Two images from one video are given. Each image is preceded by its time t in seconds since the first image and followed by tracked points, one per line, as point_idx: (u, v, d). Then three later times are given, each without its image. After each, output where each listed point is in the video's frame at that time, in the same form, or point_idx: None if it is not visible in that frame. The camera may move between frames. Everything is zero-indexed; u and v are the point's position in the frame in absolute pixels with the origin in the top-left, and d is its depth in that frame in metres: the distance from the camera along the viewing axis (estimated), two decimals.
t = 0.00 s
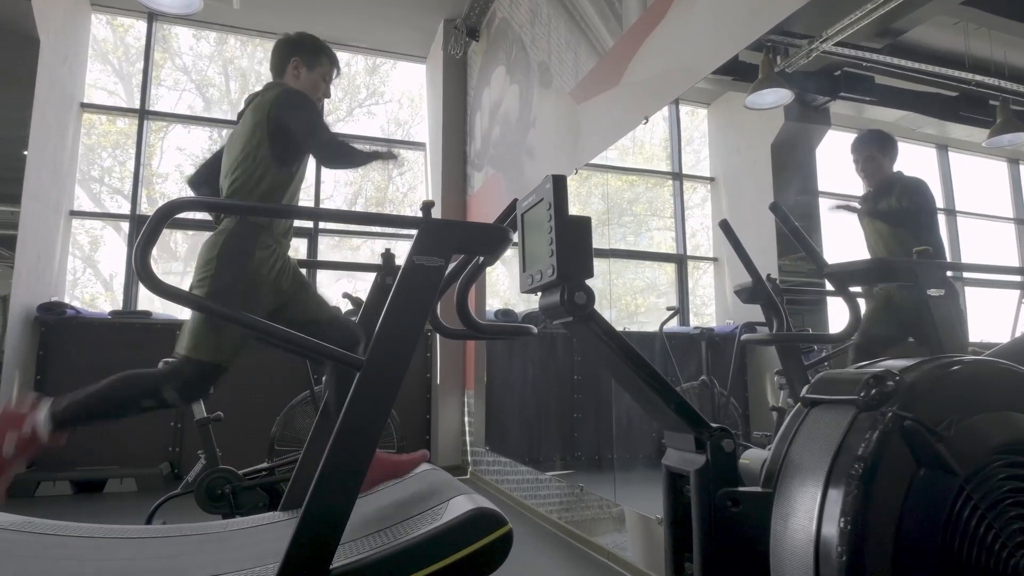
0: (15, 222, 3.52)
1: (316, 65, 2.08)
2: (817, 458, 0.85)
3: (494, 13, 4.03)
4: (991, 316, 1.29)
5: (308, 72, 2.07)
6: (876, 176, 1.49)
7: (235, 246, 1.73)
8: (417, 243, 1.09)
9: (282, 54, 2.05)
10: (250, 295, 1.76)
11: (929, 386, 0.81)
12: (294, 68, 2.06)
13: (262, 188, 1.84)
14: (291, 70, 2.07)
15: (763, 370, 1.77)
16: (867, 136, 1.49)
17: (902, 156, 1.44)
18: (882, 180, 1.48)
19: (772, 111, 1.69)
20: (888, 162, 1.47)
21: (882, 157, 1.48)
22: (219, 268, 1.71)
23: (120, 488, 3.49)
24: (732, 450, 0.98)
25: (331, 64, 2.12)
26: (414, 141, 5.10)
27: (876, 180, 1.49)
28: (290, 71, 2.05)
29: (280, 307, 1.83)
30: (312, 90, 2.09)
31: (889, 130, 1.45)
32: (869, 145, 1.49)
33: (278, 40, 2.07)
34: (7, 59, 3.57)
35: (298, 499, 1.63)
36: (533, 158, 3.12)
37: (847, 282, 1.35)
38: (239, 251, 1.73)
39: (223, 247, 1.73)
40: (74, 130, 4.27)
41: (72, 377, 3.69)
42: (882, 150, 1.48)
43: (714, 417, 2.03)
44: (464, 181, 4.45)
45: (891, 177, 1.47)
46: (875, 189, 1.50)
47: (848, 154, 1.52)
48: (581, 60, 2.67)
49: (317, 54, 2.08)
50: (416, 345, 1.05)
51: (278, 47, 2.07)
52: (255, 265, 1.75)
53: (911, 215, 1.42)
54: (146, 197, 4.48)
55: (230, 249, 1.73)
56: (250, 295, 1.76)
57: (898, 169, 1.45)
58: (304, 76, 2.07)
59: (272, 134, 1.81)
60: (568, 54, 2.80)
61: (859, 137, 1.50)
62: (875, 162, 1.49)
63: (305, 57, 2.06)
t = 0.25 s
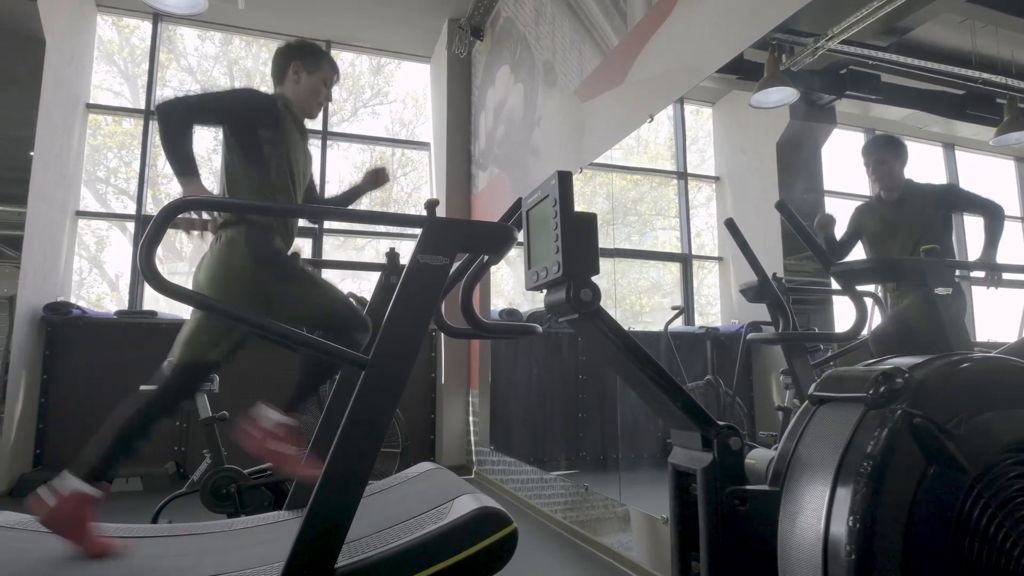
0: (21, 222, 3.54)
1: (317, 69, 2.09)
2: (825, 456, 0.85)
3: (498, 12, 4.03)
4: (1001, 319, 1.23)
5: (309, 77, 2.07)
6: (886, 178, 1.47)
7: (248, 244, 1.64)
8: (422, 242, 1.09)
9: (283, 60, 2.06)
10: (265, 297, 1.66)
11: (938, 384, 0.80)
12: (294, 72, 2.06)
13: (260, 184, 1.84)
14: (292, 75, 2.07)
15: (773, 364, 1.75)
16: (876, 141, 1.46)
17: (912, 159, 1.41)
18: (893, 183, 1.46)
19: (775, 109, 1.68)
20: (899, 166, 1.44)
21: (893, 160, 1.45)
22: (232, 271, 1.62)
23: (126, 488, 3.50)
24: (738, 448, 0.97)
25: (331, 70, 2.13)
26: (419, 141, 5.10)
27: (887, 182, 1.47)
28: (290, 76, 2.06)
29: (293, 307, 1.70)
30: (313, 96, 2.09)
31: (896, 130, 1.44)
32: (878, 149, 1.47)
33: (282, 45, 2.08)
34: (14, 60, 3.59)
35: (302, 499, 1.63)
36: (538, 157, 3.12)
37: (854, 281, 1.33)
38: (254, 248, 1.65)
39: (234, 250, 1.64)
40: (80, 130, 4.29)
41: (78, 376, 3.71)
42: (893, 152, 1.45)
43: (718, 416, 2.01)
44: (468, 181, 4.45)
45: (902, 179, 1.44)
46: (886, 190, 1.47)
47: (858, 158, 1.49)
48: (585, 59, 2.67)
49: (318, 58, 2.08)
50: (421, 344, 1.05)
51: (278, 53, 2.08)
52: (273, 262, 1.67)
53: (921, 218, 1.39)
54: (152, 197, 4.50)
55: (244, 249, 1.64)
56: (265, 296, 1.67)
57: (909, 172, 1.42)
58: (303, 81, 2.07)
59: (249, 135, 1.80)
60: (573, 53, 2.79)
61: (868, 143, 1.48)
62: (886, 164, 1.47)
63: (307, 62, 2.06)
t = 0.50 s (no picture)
0: (29, 223, 3.57)
1: (319, 78, 2.10)
2: (822, 454, 0.85)
3: (502, 13, 4.04)
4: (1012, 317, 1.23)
5: (310, 86, 2.09)
6: (898, 186, 1.46)
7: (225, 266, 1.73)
8: (426, 243, 1.10)
9: (284, 70, 2.07)
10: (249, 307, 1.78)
11: (934, 383, 0.81)
12: (296, 82, 2.08)
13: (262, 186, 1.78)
14: (294, 86, 2.09)
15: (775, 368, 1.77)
16: (889, 148, 1.46)
17: (925, 168, 1.40)
18: (904, 191, 1.45)
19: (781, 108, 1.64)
20: (910, 173, 1.43)
21: (905, 167, 1.44)
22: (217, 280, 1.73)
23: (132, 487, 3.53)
24: (737, 447, 0.98)
25: (332, 78, 2.14)
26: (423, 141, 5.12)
27: (899, 190, 1.46)
28: (293, 86, 2.07)
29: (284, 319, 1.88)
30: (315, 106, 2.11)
31: (902, 130, 1.44)
32: (891, 155, 1.46)
33: (283, 53, 2.09)
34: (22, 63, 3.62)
35: (307, 499, 1.64)
36: (541, 158, 3.13)
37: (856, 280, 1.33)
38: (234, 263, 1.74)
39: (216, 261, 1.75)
40: (87, 132, 4.32)
41: (83, 376, 3.73)
42: (906, 160, 1.43)
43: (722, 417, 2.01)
44: (472, 182, 4.46)
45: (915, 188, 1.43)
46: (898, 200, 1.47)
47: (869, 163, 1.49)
48: (589, 59, 2.68)
49: (319, 67, 2.10)
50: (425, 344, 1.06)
51: (279, 62, 2.09)
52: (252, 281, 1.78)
53: (926, 221, 1.39)
54: (158, 198, 4.53)
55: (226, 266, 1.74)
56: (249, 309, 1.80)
57: (923, 181, 1.41)
58: (306, 91, 2.09)
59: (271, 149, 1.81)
60: (576, 54, 2.80)
61: (881, 149, 1.47)
62: (897, 171, 1.46)
63: (308, 71, 2.07)
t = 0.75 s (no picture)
0: (35, 225, 3.60)
1: (324, 84, 2.15)
2: (808, 453, 0.86)
3: (504, 15, 4.05)
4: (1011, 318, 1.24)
5: (317, 92, 2.13)
6: (884, 186, 1.49)
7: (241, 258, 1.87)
8: (427, 245, 1.11)
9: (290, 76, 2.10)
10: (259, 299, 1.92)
11: (918, 383, 0.82)
12: (302, 89, 2.11)
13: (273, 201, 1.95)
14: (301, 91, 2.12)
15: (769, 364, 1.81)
16: (872, 148, 1.49)
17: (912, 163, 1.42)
18: (891, 189, 1.48)
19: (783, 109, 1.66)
20: (897, 171, 1.46)
21: (891, 166, 1.47)
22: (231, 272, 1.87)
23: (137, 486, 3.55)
24: (727, 446, 0.98)
25: (338, 83, 2.18)
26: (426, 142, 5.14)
27: (885, 189, 1.49)
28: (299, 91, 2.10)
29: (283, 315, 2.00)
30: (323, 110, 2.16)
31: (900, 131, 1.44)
32: (877, 155, 1.49)
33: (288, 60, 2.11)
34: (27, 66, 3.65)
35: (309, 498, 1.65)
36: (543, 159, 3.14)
37: (858, 279, 1.35)
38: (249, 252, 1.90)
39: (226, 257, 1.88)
40: (92, 133, 4.35)
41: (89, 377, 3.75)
42: (894, 156, 1.46)
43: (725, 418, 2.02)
44: (474, 183, 4.47)
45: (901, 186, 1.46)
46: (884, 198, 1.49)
47: (856, 162, 1.51)
48: (590, 61, 2.69)
49: (325, 73, 2.14)
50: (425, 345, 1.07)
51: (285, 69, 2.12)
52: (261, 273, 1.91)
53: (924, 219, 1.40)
54: (163, 199, 4.56)
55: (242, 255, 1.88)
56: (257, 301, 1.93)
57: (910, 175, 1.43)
58: (313, 97, 2.13)
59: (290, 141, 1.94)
60: (577, 55, 2.81)
61: (864, 149, 1.50)
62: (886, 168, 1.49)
63: (314, 77, 2.11)
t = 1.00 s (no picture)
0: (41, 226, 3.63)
1: (335, 72, 2.13)
2: (790, 450, 0.90)
3: (505, 16, 4.06)
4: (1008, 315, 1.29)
5: (328, 80, 2.12)
6: (891, 177, 1.48)
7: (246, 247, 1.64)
8: (426, 247, 1.12)
9: (301, 63, 2.10)
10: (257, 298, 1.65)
11: (898, 382, 0.85)
12: (314, 77, 2.11)
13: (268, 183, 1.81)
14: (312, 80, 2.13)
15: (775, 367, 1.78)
16: (883, 138, 1.47)
17: (920, 157, 1.42)
18: (897, 181, 1.47)
19: (784, 109, 1.68)
20: (905, 164, 1.45)
21: (899, 158, 1.46)
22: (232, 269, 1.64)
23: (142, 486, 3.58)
24: (713, 442, 1.00)
25: (350, 71, 2.17)
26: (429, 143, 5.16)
27: (892, 180, 1.48)
28: (310, 78, 2.10)
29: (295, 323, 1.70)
30: (334, 97, 2.14)
31: (904, 127, 1.44)
32: (888, 144, 1.46)
33: (298, 49, 2.12)
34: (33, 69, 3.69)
35: (311, 496, 1.67)
36: (544, 160, 3.15)
37: (856, 279, 1.34)
38: (254, 242, 1.66)
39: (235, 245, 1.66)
40: (97, 135, 4.38)
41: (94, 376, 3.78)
42: (902, 150, 1.45)
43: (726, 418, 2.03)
44: (477, 183, 4.49)
45: (909, 178, 1.46)
46: (891, 189, 1.49)
47: (867, 152, 1.49)
48: (590, 62, 2.70)
49: (334, 61, 2.12)
50: (424, 345, 1.09)
51: (296, 58, 2.13)
52: (270, 261, 1.67)
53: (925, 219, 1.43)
54: (167, 200, 4.58)
55: (245, 248, 1.66)
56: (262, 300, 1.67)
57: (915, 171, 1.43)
58: (323, 85, 2.12)
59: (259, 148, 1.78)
60: (578, 56, 2.82)
61: (875, 141, 1.48)
62: (892, 161, 1.47)
63: (324, 65, 2.11)
